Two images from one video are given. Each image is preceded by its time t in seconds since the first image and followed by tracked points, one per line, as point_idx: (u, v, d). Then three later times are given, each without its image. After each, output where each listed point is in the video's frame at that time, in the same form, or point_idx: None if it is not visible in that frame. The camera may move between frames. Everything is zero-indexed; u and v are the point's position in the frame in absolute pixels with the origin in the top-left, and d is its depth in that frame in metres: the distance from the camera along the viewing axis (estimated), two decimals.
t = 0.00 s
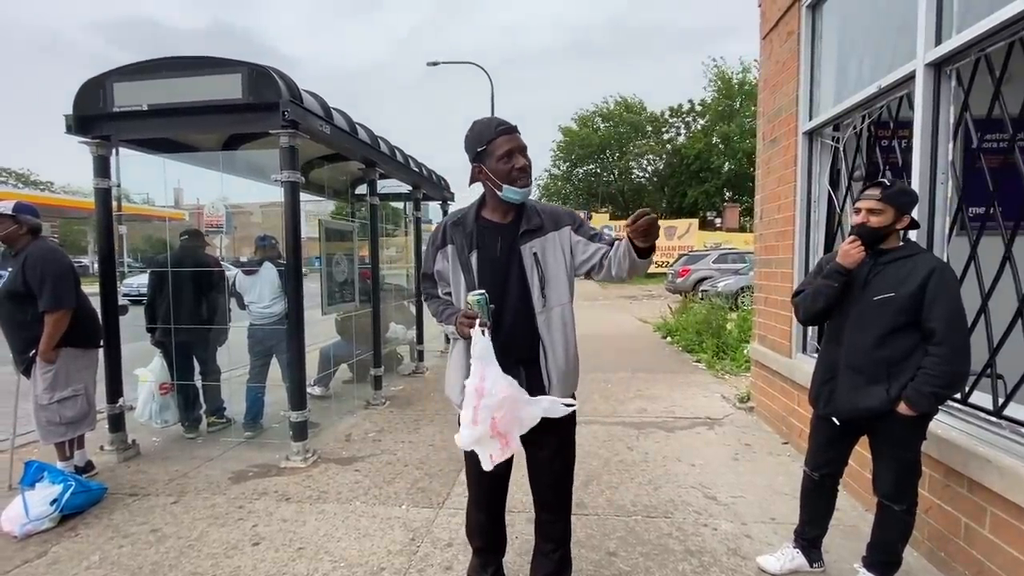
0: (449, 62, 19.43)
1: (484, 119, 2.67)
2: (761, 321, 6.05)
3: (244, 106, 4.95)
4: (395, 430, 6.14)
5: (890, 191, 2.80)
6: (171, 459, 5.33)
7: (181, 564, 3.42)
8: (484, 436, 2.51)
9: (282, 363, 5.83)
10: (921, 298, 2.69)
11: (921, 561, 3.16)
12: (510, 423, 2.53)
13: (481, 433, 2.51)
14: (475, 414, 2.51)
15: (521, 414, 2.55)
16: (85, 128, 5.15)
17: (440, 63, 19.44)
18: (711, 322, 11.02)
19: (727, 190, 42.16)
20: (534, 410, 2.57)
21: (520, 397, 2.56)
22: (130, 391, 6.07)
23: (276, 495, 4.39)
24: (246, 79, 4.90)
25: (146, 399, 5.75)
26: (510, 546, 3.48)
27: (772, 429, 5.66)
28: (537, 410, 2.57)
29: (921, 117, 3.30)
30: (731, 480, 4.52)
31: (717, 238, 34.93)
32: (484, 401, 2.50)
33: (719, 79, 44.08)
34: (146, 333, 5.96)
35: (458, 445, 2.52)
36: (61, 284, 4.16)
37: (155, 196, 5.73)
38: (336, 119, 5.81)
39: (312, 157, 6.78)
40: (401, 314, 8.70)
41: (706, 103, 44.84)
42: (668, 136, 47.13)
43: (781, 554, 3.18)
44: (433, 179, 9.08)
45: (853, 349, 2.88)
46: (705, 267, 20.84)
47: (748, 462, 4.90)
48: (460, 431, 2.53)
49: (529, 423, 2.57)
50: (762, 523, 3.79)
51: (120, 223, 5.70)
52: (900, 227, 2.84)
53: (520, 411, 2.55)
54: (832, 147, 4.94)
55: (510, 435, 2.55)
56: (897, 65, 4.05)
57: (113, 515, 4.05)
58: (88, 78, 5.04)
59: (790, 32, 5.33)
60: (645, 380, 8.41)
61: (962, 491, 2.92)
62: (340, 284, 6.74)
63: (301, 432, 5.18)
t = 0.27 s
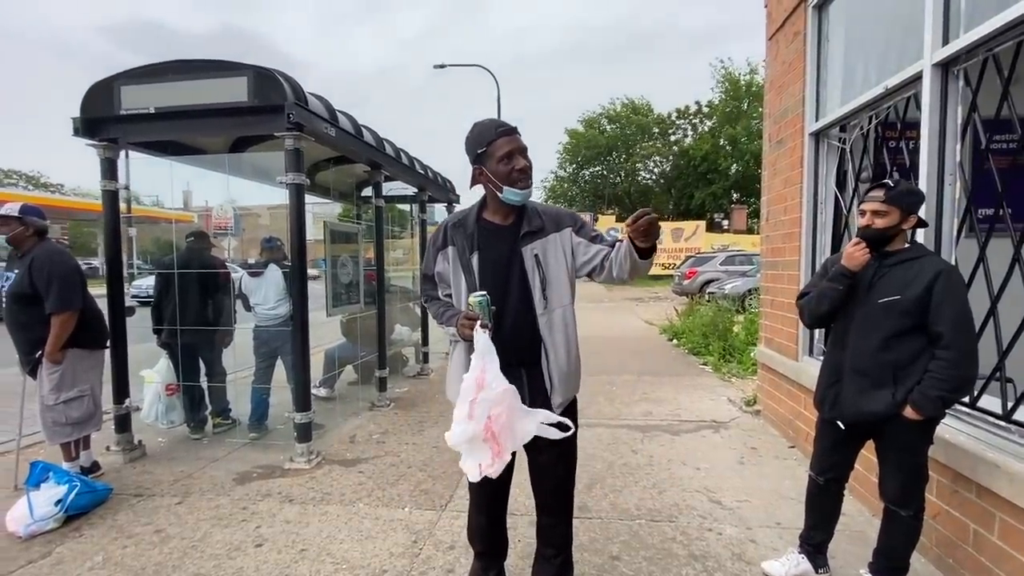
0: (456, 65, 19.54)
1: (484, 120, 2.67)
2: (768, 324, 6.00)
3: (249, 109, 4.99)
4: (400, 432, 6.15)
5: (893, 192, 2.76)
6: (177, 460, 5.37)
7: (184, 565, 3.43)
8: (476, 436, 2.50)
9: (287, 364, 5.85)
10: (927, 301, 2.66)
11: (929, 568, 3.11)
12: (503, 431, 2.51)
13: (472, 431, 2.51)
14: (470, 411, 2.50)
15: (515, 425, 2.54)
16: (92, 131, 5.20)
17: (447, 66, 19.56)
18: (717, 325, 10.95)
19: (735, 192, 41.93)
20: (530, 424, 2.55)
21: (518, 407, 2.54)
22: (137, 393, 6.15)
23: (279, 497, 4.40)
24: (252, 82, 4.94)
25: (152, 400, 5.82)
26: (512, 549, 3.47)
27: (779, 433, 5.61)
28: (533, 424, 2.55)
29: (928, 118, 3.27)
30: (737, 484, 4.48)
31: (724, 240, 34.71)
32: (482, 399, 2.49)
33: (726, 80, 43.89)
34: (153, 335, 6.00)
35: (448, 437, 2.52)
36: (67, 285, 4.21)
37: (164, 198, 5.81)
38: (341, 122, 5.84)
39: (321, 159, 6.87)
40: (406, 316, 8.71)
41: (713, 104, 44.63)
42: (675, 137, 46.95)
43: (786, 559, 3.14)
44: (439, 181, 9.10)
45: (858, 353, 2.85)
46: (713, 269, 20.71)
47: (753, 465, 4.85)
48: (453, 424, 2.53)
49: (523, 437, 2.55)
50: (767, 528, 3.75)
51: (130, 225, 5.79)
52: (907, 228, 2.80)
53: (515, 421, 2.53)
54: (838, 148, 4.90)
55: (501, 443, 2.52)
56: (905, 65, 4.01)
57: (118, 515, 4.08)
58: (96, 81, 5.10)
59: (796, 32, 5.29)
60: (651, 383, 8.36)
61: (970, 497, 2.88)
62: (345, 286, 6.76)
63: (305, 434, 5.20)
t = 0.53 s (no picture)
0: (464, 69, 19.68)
1: (479, 124, 2.69)
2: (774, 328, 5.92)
3: (253, 113, 5.03)
4: (403, 435, 6.14)
5: (889, 198, 2.71)
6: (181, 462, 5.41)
7: (184, 567, 3.44)
8: (489, 436, 2.46)
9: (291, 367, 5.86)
10: (935, 306, 2.60)
11: None
12: (518, 426, 2.49)
13: (486, 432, 2.46)
14: (481, 411, 2.46)
15: (528, 420, 2.52)
16: (100, 134, 5.27)
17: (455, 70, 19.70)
18: (725, 329, 10.84)
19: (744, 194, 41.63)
20: (542, 418, 2.54)
21: (529, 402, 2.53)
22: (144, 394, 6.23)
23: (281, 499, 4.41)
24: (256, 86, 4.98)
25: (159, 401, 5.87)
26: (512, 555, 3.44)
27: (786, 439, 5.53)
28: (546, 417, 2.54)
29: (936, 120, 3.21)
30: (741, 490, 4.42)
31: (734, 243, 34.43)
32: (490, 398, 2.46)
33: (736, 82, 43.63)
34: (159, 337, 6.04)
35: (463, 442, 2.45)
36: (73, 288, 4.26)
37: (177, 201, 5.88)
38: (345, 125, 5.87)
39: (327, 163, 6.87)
40: (411, 319, 8.71)
41: (722, 107, 44.37)
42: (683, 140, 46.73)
43: (790, 569, 3.06)
44: (445, 184, 9.11)
45: (863, 359, 2.80)
46: (721, 272, 20.54)
47: (759, 472, 4.78)
48: (466, 427, 2.46)
49: (537, 431, 2.53)
50: (772, 536, 3.69)
51: (141, 228, 5.85)
52: (910, 231, 2.75)
53: (528, 416, 2.52)
54: (845, 150, 4.83)
55: (516, 439, 2.50)
56: (912, 66, 3.95)
57: (120, 516, 4.10)
58: (104, 86, 5.17)
59: (803, 34, 5.23)
60: (657, 387, 8.29)
61: (979, 507, 2.80)
62: (350, 289, 6.78)
63: (308, 436, 5.21)
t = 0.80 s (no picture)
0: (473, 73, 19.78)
1: (473, 126, 2.70)
2: (782, 333, 5.83)
3: (259, 117, 5.09)
4: (407, 438, 6.13)
5: (891, 202, 2.67)
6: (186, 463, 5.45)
7: (184, 569, 3.45)
8: (498, 448, 2.43)
9: (295, 370, 5.88)
10: (941, 311, 2.55)
11: None
12: (523, 427, 2.44)
13: (496, 445, 2.43)
14: (484, 429, 2.43)
15: (532, 418, 2.45)
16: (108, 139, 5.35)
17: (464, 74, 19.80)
18: (734, 333, 10.71)
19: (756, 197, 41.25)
20: (545, 412, 2.46)
21: (528, 401, 2.46)
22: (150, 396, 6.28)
23: (283, 502, 4.42)
24: (261, 91, 5.04)
25: (165, 404, 5.96)
26: (511, 561, 3.41)
27: (794, 445, 5.43)
28: (548, 411, 2.46)
29: (944, 121, 3.14)
30: (747, 498, 4.35)
31: (745, 247, 34.11)
32: (489, 413, 2.43)
33: (746, 85, 43.33)
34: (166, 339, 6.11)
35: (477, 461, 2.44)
36: (79, 291, 4.31)
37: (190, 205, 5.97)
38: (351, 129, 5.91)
39: (334, 167, 6.91)
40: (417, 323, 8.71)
41: (733, 110, 44.06)
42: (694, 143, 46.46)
43: None
44: (452, 188, 9.12)
45: (867, 365, 2.74)
46: (732, 276, 20.35)
47: (765, 479, 4.70)
48: (477, 448, 2.44)
49: (544, 426, 2.46)
50: (777, 545, 3.62)
51: (155, 231, 5.91)
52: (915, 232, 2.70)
53: (530, 415, 2.45)
54: (853, 152, 4.75)
55: (525, 440, 2.45)
56: (921, 66, 3.88)
57: (124, 518, 4.13)
58: (113, 91, 5.26)
59: (810, 35, 5.17)
60: (664, 392, 8.21)
61: (990, 517, 2.72)
62: (355, 292, 6.80)
63: (311, 439, 5.22)
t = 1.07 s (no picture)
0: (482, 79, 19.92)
1: (471, 132, 2.68)
2: (790, 340, 5.73)
3: (263, 123, 5.14)
4: (410, 443, 6.12)
5: (904, 202, 2.62)
6: (189, 467, 5.49)
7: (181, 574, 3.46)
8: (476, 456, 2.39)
9: (299, 375, 5.89)
10: (947, 319, 2.50)
11: None
12: (503, 435, 2.38)
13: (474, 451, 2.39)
14: (463, 436, 2.39)
15: (512, 425, 2.39)
16: (117, 145, 5.45)
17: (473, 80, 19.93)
18: (743, 339, 10.58)
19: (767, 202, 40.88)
20: (526, 419, 2.40)
21: (510, 408, 2.40)
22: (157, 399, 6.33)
23: (283, 507, 4.42)
24: (266, 97, 5.09)
25: (170, 406, 5.97)
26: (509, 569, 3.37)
27: (802, 454, 5.33)
28: (529, 418, 2.40)
29: (951, 123, 3.06)
30: (751, 508, 4.26)
31: (756, 252, 33.76)
32: (469, 422, 2.38)
33: (757, 89, 43.06)
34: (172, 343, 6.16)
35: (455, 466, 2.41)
36: (85, 295, 4.37)
37: (206, 210, 6.06)
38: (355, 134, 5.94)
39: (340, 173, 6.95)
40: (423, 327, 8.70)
41: (744, 114, 43.77)
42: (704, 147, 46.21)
43: None
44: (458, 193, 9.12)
45: (871, 374, 2.68)
46: (742, 281, 20.14)
47: (771, 489, 4.60)
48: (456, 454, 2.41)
49: (524, 433, 2.40)
50: (781, 557, 3.53)
51: (170, 235, 6.03)
52: (921, 238, 2.64)
53: (510, 422, 2.39)
54: (861, 156, 4.69)
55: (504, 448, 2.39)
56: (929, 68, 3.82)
57: (125, 521, 4.16)
58: (121, 97, 5.35)
59: (816, 38, 5.10)
60: (671, 399, 8.11)
61: (998, 531, 2.62)
62: (359, 297, 6.82)
63: (313, 444, 5.23)
